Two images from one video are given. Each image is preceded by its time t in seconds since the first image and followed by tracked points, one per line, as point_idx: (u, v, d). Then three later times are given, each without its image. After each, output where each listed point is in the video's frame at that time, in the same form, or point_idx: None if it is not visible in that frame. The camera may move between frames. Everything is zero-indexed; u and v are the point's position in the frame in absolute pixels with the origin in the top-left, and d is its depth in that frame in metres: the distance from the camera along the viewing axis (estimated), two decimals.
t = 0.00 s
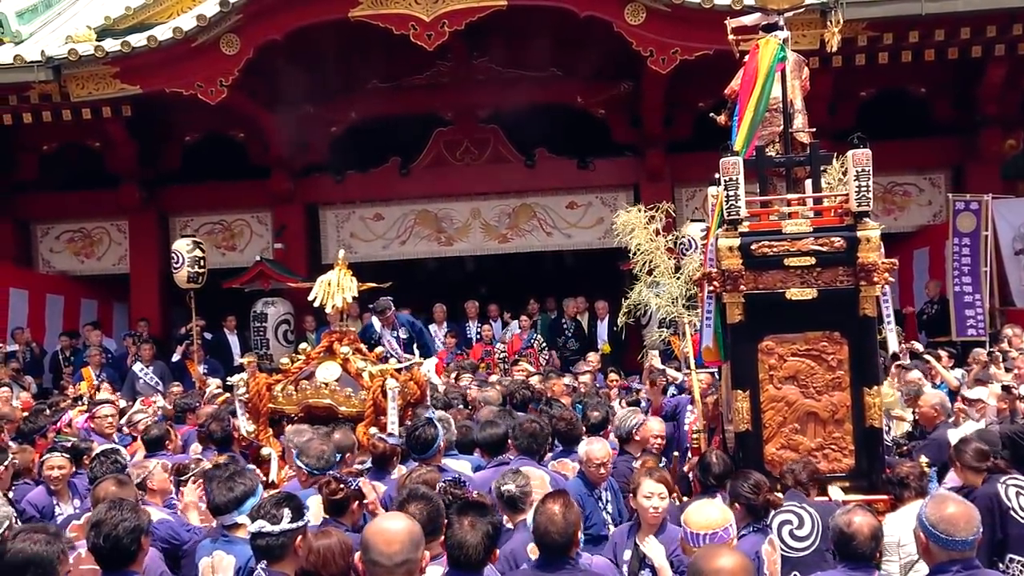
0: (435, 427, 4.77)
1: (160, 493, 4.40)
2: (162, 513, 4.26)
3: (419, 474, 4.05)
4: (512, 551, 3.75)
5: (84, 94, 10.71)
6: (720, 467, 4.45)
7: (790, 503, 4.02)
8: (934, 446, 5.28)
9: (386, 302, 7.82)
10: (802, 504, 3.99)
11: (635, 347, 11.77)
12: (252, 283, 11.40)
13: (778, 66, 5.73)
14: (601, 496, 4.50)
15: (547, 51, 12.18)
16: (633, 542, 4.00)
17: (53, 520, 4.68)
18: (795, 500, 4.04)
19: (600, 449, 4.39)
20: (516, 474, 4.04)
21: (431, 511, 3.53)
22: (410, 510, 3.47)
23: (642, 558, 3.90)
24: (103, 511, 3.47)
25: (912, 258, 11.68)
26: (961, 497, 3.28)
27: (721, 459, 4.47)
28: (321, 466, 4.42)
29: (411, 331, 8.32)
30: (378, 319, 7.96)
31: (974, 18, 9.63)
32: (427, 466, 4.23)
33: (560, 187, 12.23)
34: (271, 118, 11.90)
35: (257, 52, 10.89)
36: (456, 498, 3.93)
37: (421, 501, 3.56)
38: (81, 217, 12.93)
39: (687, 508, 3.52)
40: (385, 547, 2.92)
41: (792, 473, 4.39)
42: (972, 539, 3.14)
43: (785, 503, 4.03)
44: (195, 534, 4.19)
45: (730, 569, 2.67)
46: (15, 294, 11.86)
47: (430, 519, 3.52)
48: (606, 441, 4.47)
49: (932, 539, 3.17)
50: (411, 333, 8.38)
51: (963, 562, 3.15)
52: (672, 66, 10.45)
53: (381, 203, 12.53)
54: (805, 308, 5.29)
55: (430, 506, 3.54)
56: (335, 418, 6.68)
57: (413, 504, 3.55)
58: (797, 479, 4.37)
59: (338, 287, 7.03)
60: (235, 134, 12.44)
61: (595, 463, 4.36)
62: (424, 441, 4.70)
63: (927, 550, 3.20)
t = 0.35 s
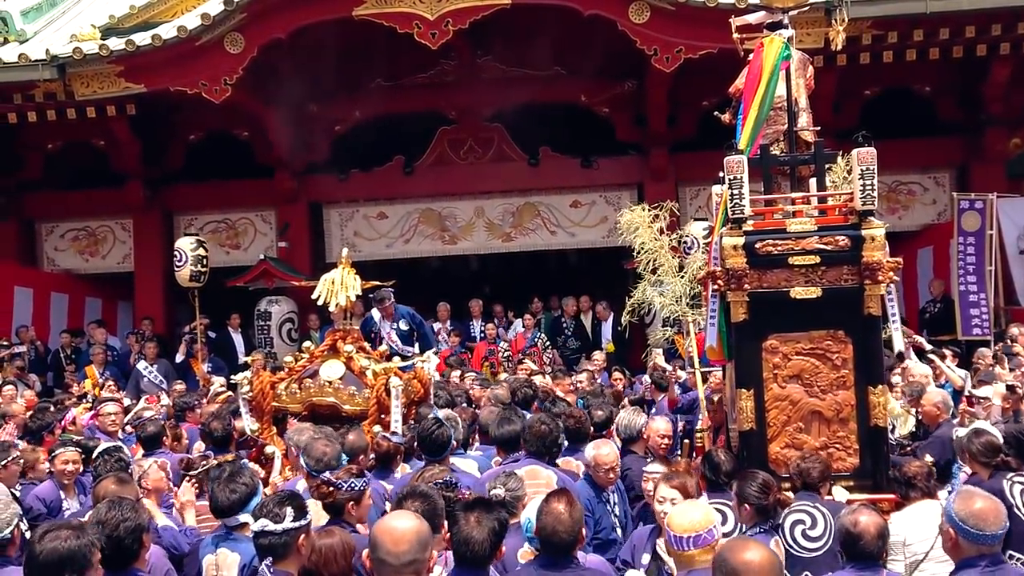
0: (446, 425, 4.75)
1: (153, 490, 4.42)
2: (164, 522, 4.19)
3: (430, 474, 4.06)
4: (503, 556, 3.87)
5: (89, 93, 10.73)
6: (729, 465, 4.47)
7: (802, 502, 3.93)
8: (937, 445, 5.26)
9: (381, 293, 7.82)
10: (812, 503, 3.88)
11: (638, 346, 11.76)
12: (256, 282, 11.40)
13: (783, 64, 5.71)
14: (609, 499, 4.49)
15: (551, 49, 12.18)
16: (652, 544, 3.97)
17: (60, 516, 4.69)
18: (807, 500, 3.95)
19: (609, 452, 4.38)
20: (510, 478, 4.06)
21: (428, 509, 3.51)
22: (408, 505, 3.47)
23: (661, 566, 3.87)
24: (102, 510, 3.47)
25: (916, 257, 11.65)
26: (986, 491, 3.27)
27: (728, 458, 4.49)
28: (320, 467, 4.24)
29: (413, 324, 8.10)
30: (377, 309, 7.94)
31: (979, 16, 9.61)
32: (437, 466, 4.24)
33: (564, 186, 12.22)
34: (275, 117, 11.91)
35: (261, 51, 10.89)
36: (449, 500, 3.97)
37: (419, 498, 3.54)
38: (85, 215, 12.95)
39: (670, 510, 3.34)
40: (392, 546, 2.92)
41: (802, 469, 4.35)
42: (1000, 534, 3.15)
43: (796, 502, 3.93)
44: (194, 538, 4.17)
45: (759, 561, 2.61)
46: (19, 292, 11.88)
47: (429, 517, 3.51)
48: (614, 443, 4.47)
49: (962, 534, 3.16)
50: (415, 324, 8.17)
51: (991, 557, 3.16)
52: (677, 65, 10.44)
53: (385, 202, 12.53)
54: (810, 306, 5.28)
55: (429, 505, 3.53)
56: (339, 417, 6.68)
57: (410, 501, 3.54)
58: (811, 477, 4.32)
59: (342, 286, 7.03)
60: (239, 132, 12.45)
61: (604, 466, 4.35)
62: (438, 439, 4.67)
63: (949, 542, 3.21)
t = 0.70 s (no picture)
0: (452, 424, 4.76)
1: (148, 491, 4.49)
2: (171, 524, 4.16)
3: (441, 471, 4.04)
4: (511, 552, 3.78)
5: (93, 91, 10.73)
6: (736, 463, 4.60)
7: (817, 503, 3.94)
8: (940, 442, 5.24)
9: (384, 287, 7.94)
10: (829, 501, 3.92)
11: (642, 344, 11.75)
12: (260, 280, 11.40)
13: (787, 62, 5.71)
14: (620, 497, 4.49)
15: (555, 48, 12.18)
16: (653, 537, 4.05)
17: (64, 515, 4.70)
18: (822, 500, 3.96)
19: (623, 450, 4.36)
20: (521, 474, 4.00)
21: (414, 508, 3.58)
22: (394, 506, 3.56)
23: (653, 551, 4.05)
24: (104, 509, 3.47)
25: (920, 255, 11.62)
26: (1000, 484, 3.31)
27: (735, 456, 4.64)
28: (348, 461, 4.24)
29: (420, 319, 8.08)
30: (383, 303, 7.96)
31: (984, 14, 9.58)
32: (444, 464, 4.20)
33: (567, 184, 12.21)
34: (279, 116, 11.92)
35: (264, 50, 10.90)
36: (448, 503, 3.83)
37: (405, 497, 3.62)
38: (89, 214, 12.97)
39: (658, 512, 3.26)
40: (410, 545, 2.92)
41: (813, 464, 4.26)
42: None
43: (811, 502, 3.94)
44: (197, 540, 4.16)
45: (794, 555, 2.71)
46: (24, 291, 11.91)
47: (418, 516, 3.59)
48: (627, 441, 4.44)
49: (1000, 530, 3.17)
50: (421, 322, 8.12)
51: None
52: (680, 63, 10.42)
53: (388, 200, 12.53)
54: (814, 304, 5.27)
55: (415, 502, 3.62)
56: (343, 415, 6.65)
57: (397, 501, 3.61)
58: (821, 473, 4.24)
59: (346, 284, 7.04)
60: (242, 131, 12.46)
61: (619, 464, 4.33)
62: (446, 438, 4.69)
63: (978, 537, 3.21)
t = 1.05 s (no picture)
0: (462, 422, 4.76)
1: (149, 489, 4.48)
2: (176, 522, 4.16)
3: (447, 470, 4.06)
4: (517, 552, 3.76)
5: (96, 89, 10.73)
6: (737, 461, 4.60)
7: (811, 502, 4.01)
8: (943, 442, 5.21)
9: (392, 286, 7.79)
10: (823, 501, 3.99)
11: (645, 343, 11.74)
12: (263, 279, 11.41)
13: (791, 60, 5.68)
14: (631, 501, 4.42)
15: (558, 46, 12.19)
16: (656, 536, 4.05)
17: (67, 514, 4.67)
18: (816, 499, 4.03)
19: (632, 451, 4.37)
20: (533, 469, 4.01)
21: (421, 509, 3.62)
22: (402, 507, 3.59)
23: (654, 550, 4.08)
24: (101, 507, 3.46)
25: (924, 254, 11.61)
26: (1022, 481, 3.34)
27: (737, 455, 4.64)
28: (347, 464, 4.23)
29: (431, 316, 8.05)
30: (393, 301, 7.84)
31: (988, 13, 9.56)
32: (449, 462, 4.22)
33: (570, 183, 12.20)
34: (282, 114, 11.92)
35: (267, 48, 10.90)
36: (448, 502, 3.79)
37: (411, 498, 3.65)
38: (92, 213, 12.98)
39: (671, 508, 3.24)
40: (429, 543, 2.90)
41: (802, 465, 4.28)
42: None
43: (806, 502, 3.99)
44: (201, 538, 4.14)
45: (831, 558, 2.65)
46: (28, 289, 11.93)
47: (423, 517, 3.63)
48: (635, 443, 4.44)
49: None
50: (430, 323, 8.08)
51: None
52: (683, 61, 10.41)
53: (391, 199, 12.52)
54: (818, 304, 5.26)
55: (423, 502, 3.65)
56: (346, 413, 6.65)
57: (403, 502, 3.64)
58: (811, 472, 4.25)
59: (349, 282, 7.03)
60: (245, 130, 12.47)
61: (628, 465, 4.33)
62: (454, 436, 4.71)
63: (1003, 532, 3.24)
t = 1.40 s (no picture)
0: (466, 418, 4.76)
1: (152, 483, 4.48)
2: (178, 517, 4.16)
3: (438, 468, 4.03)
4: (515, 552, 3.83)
5: (99, 85, 10.75)
6: (737, 456, 4.58)
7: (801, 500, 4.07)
8: (947, 439, 5.19)
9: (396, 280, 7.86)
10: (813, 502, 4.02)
11: (647, 341, 11.75)
12: (265, 275, 11.40)
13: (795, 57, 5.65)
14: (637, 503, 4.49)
15: (560, 43, 12.18)
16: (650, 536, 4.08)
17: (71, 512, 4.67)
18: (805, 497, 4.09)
19: (639, 449, 4.32)
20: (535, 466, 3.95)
21: (442, 505, 3.54)
22: (421, 503, 3.49)
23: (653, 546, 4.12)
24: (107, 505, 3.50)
25: (927, 252, 11.61)
26: None
27: (737, 449, 4.62)
28: (333, 458, 4.27)
29: (432, 311, 8.02)
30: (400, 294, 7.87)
31: (992, 10, 9.55)
32: (442, 460, 4.18)
33: (572, 180, 12.19)
34: (285, 110, 11.92)
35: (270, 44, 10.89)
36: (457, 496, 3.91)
37: (432, 495, 3.55)
38: (95, 209, 12.98)
39: (685, 504, 3.22)
40: (405, 541, 2.89)
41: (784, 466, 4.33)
42: None
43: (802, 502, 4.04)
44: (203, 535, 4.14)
45: (842, 556, 2.63)
46: (30, 284, 11.95)
47: (442, 514, 3.54)
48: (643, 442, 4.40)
49: None
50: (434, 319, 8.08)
51: None
52: (687, 59, 10.40)
53: (394, 196, 12.52)
54: (821, 301, 5.26)
55: (440, 499, 3.56)
56: (348, 410, 6.64)
57: (425, 498, 3.55)
58: (793, 471, 4.32)
59: (351, 279, 7.03)
60: (249, 126, 12.47)
61: (636, 463, 4.27)
62: (458, 433, 4.71)
63: (1014, 530, 3.29)
